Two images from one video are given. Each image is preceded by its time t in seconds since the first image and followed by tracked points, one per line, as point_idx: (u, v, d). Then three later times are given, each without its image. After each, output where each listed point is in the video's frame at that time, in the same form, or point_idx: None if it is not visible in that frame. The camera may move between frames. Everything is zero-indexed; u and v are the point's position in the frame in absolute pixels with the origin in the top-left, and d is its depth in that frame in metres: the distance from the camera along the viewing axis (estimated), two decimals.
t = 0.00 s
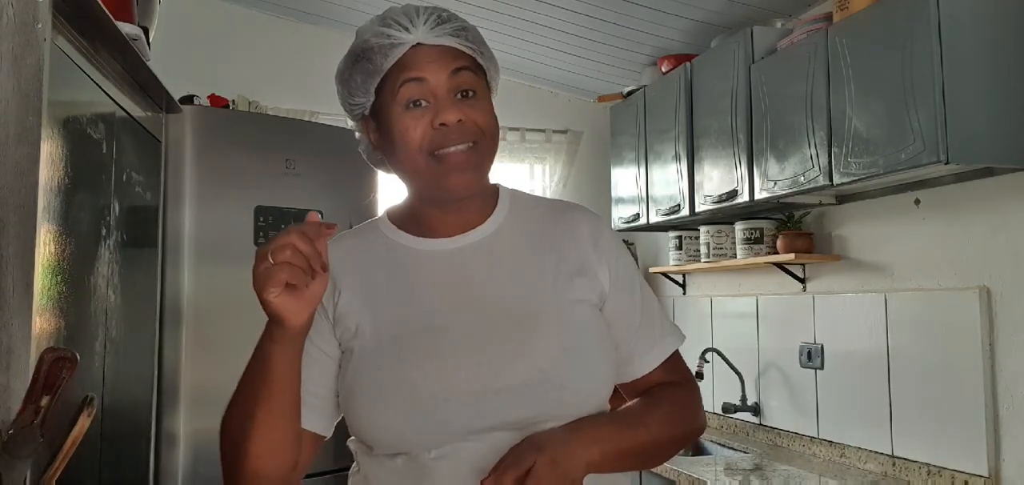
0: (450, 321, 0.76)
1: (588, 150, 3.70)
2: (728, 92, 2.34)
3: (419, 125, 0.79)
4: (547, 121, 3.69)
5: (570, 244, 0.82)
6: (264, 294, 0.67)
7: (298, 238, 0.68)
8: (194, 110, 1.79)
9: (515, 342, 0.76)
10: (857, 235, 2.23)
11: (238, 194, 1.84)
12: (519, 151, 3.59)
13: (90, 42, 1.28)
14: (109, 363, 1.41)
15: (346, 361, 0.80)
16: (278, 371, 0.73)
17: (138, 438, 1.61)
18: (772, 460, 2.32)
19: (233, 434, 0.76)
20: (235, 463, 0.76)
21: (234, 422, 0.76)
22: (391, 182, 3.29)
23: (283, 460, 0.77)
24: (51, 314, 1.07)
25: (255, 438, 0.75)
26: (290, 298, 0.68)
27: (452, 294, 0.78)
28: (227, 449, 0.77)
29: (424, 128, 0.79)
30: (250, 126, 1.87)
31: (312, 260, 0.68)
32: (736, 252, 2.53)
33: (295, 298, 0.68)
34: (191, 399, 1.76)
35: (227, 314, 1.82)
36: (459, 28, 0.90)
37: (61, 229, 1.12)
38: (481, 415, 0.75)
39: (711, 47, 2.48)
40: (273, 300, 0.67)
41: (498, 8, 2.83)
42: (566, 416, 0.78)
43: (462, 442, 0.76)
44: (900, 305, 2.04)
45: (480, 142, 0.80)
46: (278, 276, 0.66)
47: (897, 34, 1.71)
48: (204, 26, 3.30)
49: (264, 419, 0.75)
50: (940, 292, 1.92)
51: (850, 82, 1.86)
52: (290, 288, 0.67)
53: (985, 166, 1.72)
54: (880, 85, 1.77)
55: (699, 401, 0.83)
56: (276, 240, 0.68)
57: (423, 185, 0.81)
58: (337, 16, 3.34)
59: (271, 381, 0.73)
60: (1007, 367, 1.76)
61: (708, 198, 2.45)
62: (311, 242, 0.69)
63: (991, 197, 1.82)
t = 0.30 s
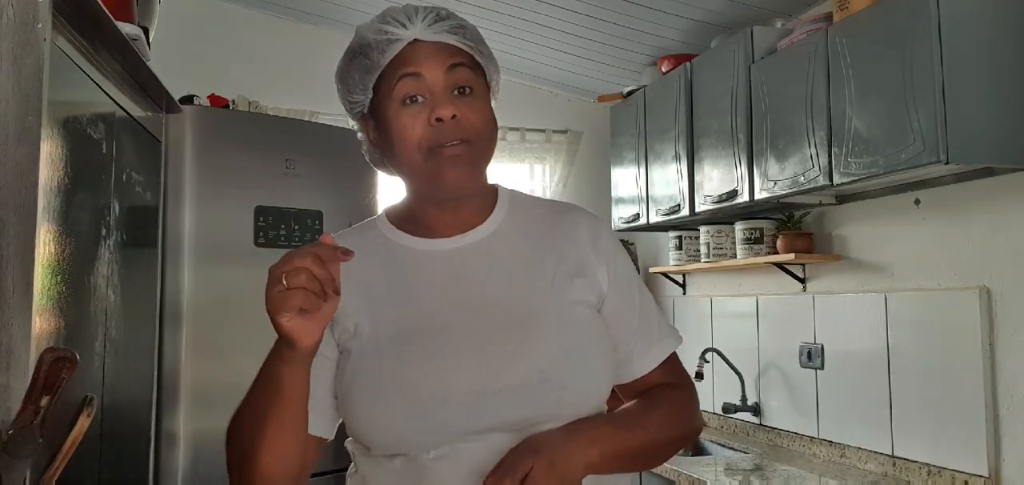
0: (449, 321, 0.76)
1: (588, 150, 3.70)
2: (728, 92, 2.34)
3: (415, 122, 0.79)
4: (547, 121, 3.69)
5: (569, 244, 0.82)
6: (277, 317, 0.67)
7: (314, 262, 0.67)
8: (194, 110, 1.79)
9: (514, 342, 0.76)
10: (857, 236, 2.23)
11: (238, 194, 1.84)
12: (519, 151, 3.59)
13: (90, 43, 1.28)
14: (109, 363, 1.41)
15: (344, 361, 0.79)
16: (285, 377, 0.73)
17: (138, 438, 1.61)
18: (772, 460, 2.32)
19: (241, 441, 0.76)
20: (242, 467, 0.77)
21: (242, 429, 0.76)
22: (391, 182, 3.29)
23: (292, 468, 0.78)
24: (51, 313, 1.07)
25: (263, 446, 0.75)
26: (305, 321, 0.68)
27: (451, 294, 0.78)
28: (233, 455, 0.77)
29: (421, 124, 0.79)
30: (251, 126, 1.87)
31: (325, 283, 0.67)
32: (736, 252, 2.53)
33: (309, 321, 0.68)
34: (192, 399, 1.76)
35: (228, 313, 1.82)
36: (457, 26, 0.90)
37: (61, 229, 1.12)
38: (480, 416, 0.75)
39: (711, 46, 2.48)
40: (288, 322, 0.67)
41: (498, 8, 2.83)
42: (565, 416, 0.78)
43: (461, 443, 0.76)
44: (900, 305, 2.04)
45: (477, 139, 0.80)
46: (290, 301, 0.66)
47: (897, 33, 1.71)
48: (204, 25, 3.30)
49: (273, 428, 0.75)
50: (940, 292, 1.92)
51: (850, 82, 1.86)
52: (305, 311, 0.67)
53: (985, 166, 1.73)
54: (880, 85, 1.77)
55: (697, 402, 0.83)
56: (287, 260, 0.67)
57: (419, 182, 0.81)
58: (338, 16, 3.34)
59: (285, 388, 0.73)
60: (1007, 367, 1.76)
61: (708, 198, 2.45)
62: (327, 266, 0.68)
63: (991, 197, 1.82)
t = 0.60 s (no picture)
0: (448, 321, 0.76)
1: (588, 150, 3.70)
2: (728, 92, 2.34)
3: (410, 115, 0.79)
4: (547, 121, 3.69)
5: (568, 245, 0.82)
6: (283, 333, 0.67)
7: (321, 279, 0.67)
8: (194, 110, 1.79)
9: (513, 342, 0.76)
10: (857, 236, 2.23)
11: (238, 194, 1.84)
12: (519, 151, 3.59)
13: (91, 43, 1.28)
14: (109, 363, 1.41)
15: (342, 361, 0.79)
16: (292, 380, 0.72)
17: (138, 438, 1.61)
18: (773, 460, 2.31)
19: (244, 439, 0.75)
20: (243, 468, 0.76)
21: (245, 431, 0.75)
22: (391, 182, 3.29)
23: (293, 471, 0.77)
24: (51, 313, 1.07)
25: (265, 448, 0.74)
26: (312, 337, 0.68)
27: (450, 294, 0.78)
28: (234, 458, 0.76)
29: (415, 117, 0.79)
30: (251, 126, 1.87)
31: (331, 300, 0.67)
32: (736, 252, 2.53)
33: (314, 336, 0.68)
34: (192, 399, 1.76)
35: (227, 313, 1.82)
36: (453, 23, 0.91)
37: (61, 229, 1.12)
38: (478, 416, 0.75)
39: (711, 46, 2.48)
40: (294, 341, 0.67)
41: (499, 8, 2.82)
42: (564, 417, 0.78)
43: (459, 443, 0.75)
44: (901, 305, 2.04)
45: (473, 132, 0.79)
46: (298, 317, 0.66)
47: (896, 33, 1.71)
48: (204, 25, 3.30)
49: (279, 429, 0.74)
50: (941, 293, 1.92)
51: (849, 81, 1.86)
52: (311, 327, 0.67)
53: (985, 167, 1.73)
54: (880, 85, 1.77)
55: (694, 404, 0.83)
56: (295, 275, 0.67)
57: (415, 177, 0.80)
58: (337, 16, 3.34)
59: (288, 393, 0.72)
60: (1007, 367, 1.76)
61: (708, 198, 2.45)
62: (334, 284, 0.67)
63: (990, 198, 1.82)
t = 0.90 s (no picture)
0: (447, 321, 0.76)
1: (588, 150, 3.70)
2: (728, 92, 2.34)
3: (403, 107, 0.79)
4: (547, 121, 3.69)
5: (567, 245, 0.82)
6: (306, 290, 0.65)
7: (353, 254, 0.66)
8: (194, 110, 1.79)
9: (512, 342, 0.76)
10: (857, 236, 2.23)
11: (238, 193, 1.84)
12: (519, 151, 3.59)
13: (91, 43, 1.28)
14: (109, 363, 1.41)
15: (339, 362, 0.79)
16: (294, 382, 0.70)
17: (138, 438, 1.61)
18: (773, 460, 2.31)
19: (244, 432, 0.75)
20: (246, 465, 0.75)
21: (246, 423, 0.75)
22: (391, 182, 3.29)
23: (292, 470, 0.76)
24: (51, 313, 1.07)
25: (267, 445, 0.73)
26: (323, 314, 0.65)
27: (448, 292, 0.78)
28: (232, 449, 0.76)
29: (408, 109, 0.78)
30: (251, 126, 1.87)
31: (363, 282, 0.65)
32: (736, 252, 2.53)
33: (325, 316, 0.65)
34: (192, 398, 1.76)
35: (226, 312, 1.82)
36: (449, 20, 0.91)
37: (61, 229, 1.12)
38: (477, 414, 0.75)
39: (711, 46, 2.48)
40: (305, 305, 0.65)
41: (499, 8, 2.82)
42: (561, 416, 0.78)
43: (457, 442, 0.75)
44: (901, 305, 2.04)
45: (466, 123, 0.79)
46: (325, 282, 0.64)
47: (896, 33, 1.71)
48: (204, 25, 3.30)
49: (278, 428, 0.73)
50: (941, 292, 1.92)
51: (849, 80, 1.86)
52: (329, 300, 0.65)
53: (985, 167, 1.73)
54: (880, 85, 1.77)
55: (691, 405, 0.83)
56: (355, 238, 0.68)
57: (408, 170, 0.80)
58: (338, 16, 3.34)
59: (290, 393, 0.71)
60: (1007, 367, 1.76)
61: (708, 198, 2.44)
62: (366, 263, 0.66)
63: (991, 197, 1.82)
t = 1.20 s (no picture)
0: (447, 320, 0.76)
1: (588, 150, 3.70)
2: (728, 92, 2.34)
3: (413, 109, 0.78)
4: (547, 121, 3.69)
5: (568, 246, 0.82)
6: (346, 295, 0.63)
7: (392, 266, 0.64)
8: (194, 110, 1.79)
9: (513, 342, 0.76)
10: (857, 236, 2.23)
11: (238, 193, 1.84)
12: (519, 151, 3.59)
13: (90, 43, 1.28)
14: (109, 363, 1.41)
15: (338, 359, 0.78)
16: (311, 393, 0.67)
17: (137, 438, 1.61)
18: (773, 460, 2.31)
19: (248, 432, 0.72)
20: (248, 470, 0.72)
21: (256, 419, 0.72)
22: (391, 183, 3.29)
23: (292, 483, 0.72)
24: (50, 313, 1.07)
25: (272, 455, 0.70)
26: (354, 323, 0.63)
27: (449, 291, 0.77)
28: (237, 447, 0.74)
29: (419, 111, 0.78)
30: (250, 126, 1.87)
31: (399, 296, 0.63)
32: (736, 252, 2.52)
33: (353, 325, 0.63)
34: (191, 398, 1.76)
35: (226, 312, 1.81)
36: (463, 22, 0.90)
37: (61, 229, 1.12)
38: (477, 413, 0.75)
39: (711, 46, 2.48)
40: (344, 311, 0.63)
41: (500, 8, 2.82)
42: (561, 416, 0.78)
43: (457, 440, 0.75)
44: (901, 305, 2.04)
45: (476, 128, 0.79)
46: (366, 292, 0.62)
47: (897, 33, 1.71)
48: (204, 25, 3.30)
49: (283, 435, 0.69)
50: (941, 292, 1.91)
51: (849, 80, 1.86)
52: (363, 312, 0.63)
53: (985, 167, 1.73)
54: (880, 85, 1.77)
55: (687, 410, 0.83)
56: (399, 244, 0.67)
57: (415, 172, 0.79)
58: (338, 16, 3.34)
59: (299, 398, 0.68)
60: (1008, 367, 1.76)
61: (709, 198, 2.44)
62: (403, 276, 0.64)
63: (991, 197, 1.82)
